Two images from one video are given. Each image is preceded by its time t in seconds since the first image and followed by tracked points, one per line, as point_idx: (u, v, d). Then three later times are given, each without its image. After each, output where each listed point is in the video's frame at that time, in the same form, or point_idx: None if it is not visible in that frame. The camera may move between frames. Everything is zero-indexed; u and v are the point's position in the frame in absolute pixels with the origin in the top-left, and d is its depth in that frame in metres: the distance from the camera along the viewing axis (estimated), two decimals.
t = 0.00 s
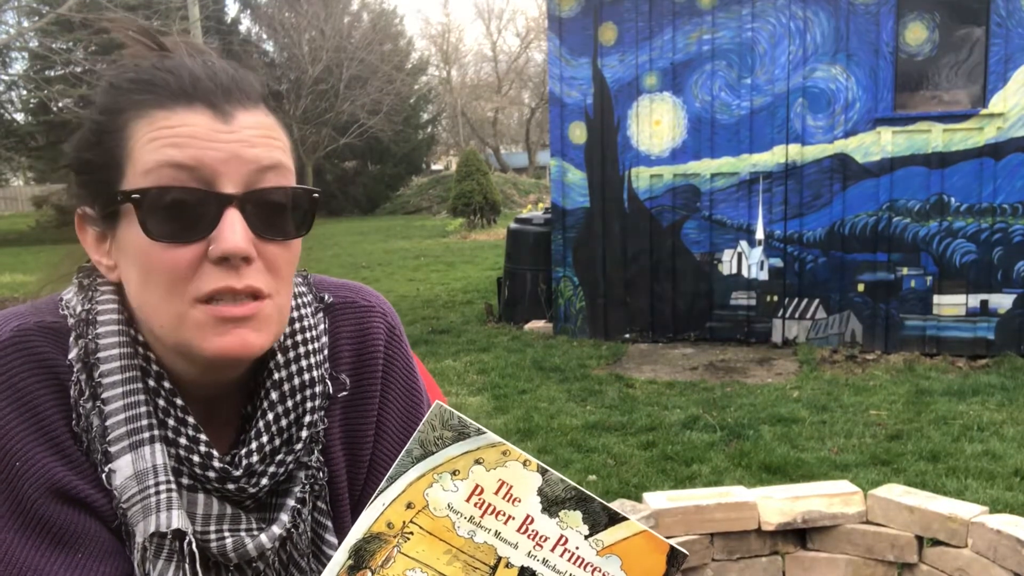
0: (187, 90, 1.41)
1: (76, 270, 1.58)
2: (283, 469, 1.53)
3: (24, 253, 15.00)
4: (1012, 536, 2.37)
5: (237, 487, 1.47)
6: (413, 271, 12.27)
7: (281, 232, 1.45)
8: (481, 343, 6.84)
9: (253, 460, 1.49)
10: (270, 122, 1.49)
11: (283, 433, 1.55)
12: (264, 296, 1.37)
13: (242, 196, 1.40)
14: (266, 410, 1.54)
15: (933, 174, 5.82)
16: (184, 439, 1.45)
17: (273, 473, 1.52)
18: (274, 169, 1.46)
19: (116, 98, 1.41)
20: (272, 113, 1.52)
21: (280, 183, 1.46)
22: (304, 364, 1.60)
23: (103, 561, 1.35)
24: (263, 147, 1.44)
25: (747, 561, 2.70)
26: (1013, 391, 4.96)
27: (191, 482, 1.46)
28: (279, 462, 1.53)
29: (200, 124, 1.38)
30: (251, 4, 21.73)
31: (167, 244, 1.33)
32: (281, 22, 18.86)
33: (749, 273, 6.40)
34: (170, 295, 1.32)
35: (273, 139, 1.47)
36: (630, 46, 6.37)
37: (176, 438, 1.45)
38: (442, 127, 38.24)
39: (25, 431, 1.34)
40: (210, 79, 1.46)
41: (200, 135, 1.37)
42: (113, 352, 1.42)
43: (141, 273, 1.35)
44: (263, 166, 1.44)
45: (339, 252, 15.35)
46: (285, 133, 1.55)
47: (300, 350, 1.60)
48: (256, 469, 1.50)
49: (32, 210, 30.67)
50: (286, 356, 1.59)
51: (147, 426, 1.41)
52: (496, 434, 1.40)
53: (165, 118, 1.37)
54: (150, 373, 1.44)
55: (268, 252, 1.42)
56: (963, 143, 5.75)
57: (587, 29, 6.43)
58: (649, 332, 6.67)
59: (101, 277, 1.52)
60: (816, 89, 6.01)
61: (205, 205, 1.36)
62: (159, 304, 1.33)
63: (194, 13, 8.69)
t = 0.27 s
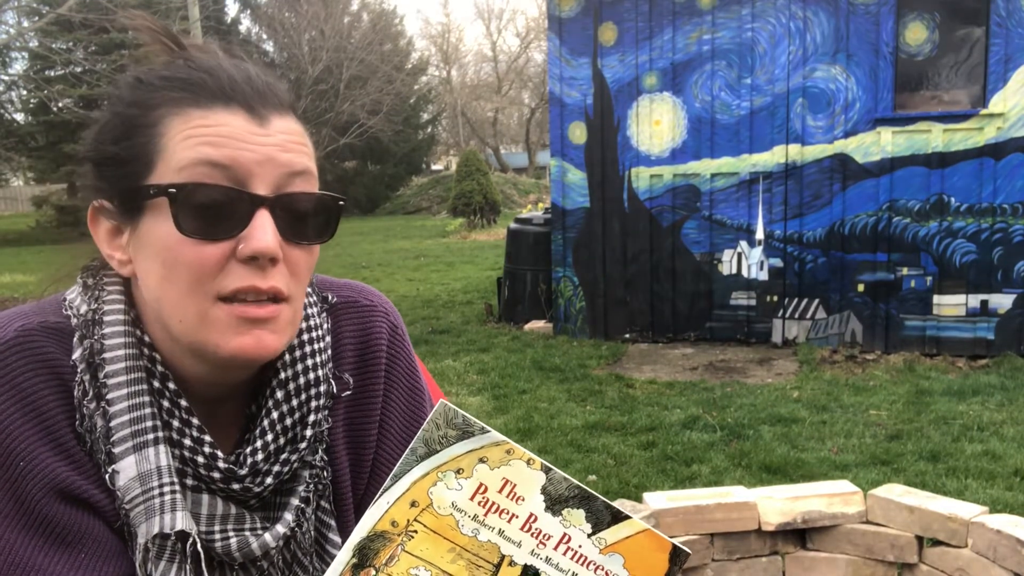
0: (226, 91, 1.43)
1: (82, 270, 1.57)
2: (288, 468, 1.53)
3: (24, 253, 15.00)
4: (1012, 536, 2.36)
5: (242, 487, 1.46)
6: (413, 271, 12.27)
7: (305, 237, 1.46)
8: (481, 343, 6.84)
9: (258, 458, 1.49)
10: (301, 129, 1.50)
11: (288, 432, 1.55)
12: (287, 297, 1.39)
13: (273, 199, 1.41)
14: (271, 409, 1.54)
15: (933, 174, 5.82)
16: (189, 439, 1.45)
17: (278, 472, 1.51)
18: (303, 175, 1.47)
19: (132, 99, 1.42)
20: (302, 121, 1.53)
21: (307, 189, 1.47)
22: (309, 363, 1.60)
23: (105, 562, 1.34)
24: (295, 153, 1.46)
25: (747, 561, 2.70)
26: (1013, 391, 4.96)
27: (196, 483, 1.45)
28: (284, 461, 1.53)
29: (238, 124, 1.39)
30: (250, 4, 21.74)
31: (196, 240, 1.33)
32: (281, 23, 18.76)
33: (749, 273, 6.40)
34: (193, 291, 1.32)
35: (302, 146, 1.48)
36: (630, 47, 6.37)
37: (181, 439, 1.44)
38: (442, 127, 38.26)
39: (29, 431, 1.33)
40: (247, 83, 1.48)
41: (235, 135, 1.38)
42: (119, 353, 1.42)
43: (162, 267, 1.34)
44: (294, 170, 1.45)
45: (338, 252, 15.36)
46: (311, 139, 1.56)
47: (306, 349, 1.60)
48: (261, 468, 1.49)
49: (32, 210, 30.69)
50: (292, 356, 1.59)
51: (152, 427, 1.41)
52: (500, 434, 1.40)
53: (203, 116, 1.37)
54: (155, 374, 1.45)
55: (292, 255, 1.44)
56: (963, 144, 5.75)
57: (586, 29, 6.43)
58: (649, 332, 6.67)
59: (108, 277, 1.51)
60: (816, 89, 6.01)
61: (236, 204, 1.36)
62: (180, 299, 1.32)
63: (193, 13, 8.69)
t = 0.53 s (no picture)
0: (231, 89, 1.43)
1: (84, 270, 1.57)
2: (289, 466, 1.53)
3: (24, 253, 14.99)
4: (1012, 535, 2.36)
5: (244, 485, 1.46)
6: (413, 271, 12.28)
7: (310, 235, 1.46)
8: (481, 343, 6.84)
9: (260, 456, 1.49)
10: (304, 128, 1.50)
11: (288, 430, 1.55)
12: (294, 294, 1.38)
13: (279, 196, 1.41)
14: (273, 407, 1.54)
15: (933, 174, 5.82)
16: (191, 438, 1.44)
17: (279, 470, 1.51)
18: (308, 173, 1.48)
19: (134, 98, 1.42)
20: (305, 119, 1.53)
21: (313, 187, 1.47)
22: (310, 361, 1.59)
23: (108, 562, 1.34)
24: (300, 151, 1.46)
25: (746, 561, 2.70)
26: (1013, 391, 4.96)
27: (198, 482, 1.44)
28: (285, 459, 1.53)
29: (244, 123, 1.39)
30: (251, 4, 21.74)
31: (203, 237, 1.33)
32: (280, 22, 18.88)
33: (749, 273, 6.41)
34: (202, 288, 1.32)
35: (306, 144, 1.49)
36: (630, 46, 6.37)
37: (183, 438, 1.44)
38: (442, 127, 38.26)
39: (31, 431, 1.34)
40: (250, 81, 1.48)
41: (242, 133, 1.38)
42: (122, 352, 1.41)
43: (169, 264, 1.33)
44: (299, 168, 1.45)
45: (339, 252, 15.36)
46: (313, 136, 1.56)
47: (308, 347, 1.60)
48: (263, 466, 1.49)
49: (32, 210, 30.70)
50: (293, 353, 1.59)
51: (154, 426, 1.40)
52: (499, 434, 1.39)
53: (210, 115, 1.38)
54: (157, 373, 1.44)
55: (299, 252, 1.44)
56: (963, 143, 5.74)
57: (586, 29, 6.43)
58: (649, 332, 6.67)
59: (110, 277, 1.51)
60: (816, 89, 6.01)
61: (243, 201, 1.36)
62: (188, 296, 1.32)
63: (193, 13, 8.69)
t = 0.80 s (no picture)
0: (231, 90, 1.43)
1: (80, 271, 1.57)
2: (287, 466, 1.53)
3: (24, 253, 14.99)
4: (1012, 536, 2.36)
5: (241, 486, 1.46)
6: (413, 271, 12.28)
7: (310, 236, 1.47)
8: (481, 343, 6.85)
9: (257, 457, 1.49)
10: (303, 129, 1.51)
11: (286, 430, 1.55)
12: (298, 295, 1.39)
13: (280, 197, 1.41)
14: (270, 407, 1.54)
15: (933, 174, 5.82)
16: (188, 439, 1.44)
17: (276, 470, 1.51)
18: (307, 174, 1.48)
19: (132, 99, 1.42)
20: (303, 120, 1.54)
21: (313, 187, 1.48)
22: (308, 361, 1.60)
23: (104, 562, 1.34)
24: (300, 152, 1.47)
25: (747, 562, 2.70)
26: (1013, 391, 4.96)
27: (195, 482, 1.45)
28: (283, 459, 1.53)
29: (244, 124, 1.39)
30: (251, 4, 21.74)
31: (206, 239, 1.33)
32: (280, 22, 18.89)
33: (749, 273, 6.41)
34: (205, 289, 1.32)
35: (305, 146, 1.49)
36: (630, 46, 6.37)
37: (180, 439, 1.44)
38: (442, 127, 38.27)
39: (27, 431, 1.34)
40: (249, 81, 1.48)
41: (243, 134, 1.39)
42: (118, 353, 1.42)
43: (171, 266, 1.33)
44: (299, 169, 1.46)
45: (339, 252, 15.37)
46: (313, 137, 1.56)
47: (306, 348, 1.60)
48: (260, 466, 1.49)
49: (33, 210, 30.70)
50: (291, 354, 1.59)
51: (151, 427, 1.40)
52: (497, 434, 1.39)
53: (211, 116, 1.38)
54: (155, 374, 1.44)
55: (300, 253, 1.44)
56: (963, 143, 5.74)
57: (586, 29, 6.43)
58: (648, 332, 6.67)
59: (106, 277, 1.51)
60: (816, 89, 6.01)
61: (246, 203, 1.37)
62: (191, 297, 1.32)
63: (194, 13, 8.69)
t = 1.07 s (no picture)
0: (224, 90, 1.43)
1: (76, 271, 1.57)
2: (283, 467, 1.53)
3: (24, 253, 14.99)
4: (1012, 536, 2.36)
5: (236, 487, 1.47)
6: (413, 271, 12.28)
7: (305, 235, 1.47)
8: (481, 343, 6.84)
9: (253, 458, 1.49)
10: (299, 129, 1.51)
11: (282, 431, 1.55)
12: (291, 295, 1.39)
13: (275, 197, 1.41)
14: (266, 408, 1.54)
15: (933, 174, 5.82)
16: (184, 439, 1.45)
17: (272, 471, 1.51)
18: (302, 175, 1.48)
19: (128, 99, 1.42)
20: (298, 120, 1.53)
21: (308, 188, 1.48)
22: (304, 362, 1.59)
23: (101, 562, 1.34)
24: (296, 152, 1.47)
25: (747, 562, 2.70)
26: (1013, 391, 4.96)
27: (191, 483, 1.45)
28: (278, 460, 1.53)
29: (240, 125, 1.39)
30: (251, 4, 21.72)
31: (199, 239, 1.33)
32: (280, 22, 18.89)
33: (749, 273, 6.41)
34: (199, 289, 1.32)
35: (300, 147, 1.49)
36: (630, 47, 6.37)
37: (175, 439, 1.44)
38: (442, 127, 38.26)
39: (23, 432, 1.33)
40: (243, 80, 1.48)
41: (237, 134, 1.39)
42: (113, 353, 1.41)
43: (165, 266, 1.33)
44: (293, 169, 1.46)
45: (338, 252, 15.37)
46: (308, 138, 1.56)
47: (302, 349, 1.60)
48: (256, 467, 1.49)
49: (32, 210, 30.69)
50: (287, 355, 1.58)
51: (147, 427, 1.40)
52: (496, 434, 1.39)
53: (207, 116, 1.38)
54: (151, 374, 1.44)
55: (294, 253, 1.45)
56: (963, 143, 5.74)
57: (586, 29, 6.43)
58: (648, 332, 6.67)
59: (102, 277, 1.51)
60: (816, 89, 6.01)
61: (239, 203, 1.37)
62: (184, 297, 1.32)
63: (193, 13, 8.68)
